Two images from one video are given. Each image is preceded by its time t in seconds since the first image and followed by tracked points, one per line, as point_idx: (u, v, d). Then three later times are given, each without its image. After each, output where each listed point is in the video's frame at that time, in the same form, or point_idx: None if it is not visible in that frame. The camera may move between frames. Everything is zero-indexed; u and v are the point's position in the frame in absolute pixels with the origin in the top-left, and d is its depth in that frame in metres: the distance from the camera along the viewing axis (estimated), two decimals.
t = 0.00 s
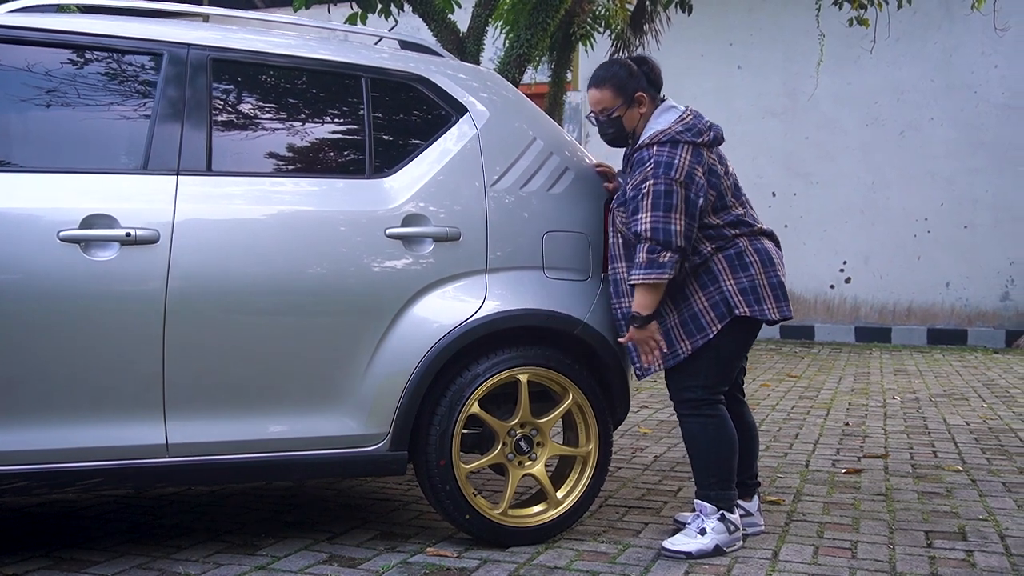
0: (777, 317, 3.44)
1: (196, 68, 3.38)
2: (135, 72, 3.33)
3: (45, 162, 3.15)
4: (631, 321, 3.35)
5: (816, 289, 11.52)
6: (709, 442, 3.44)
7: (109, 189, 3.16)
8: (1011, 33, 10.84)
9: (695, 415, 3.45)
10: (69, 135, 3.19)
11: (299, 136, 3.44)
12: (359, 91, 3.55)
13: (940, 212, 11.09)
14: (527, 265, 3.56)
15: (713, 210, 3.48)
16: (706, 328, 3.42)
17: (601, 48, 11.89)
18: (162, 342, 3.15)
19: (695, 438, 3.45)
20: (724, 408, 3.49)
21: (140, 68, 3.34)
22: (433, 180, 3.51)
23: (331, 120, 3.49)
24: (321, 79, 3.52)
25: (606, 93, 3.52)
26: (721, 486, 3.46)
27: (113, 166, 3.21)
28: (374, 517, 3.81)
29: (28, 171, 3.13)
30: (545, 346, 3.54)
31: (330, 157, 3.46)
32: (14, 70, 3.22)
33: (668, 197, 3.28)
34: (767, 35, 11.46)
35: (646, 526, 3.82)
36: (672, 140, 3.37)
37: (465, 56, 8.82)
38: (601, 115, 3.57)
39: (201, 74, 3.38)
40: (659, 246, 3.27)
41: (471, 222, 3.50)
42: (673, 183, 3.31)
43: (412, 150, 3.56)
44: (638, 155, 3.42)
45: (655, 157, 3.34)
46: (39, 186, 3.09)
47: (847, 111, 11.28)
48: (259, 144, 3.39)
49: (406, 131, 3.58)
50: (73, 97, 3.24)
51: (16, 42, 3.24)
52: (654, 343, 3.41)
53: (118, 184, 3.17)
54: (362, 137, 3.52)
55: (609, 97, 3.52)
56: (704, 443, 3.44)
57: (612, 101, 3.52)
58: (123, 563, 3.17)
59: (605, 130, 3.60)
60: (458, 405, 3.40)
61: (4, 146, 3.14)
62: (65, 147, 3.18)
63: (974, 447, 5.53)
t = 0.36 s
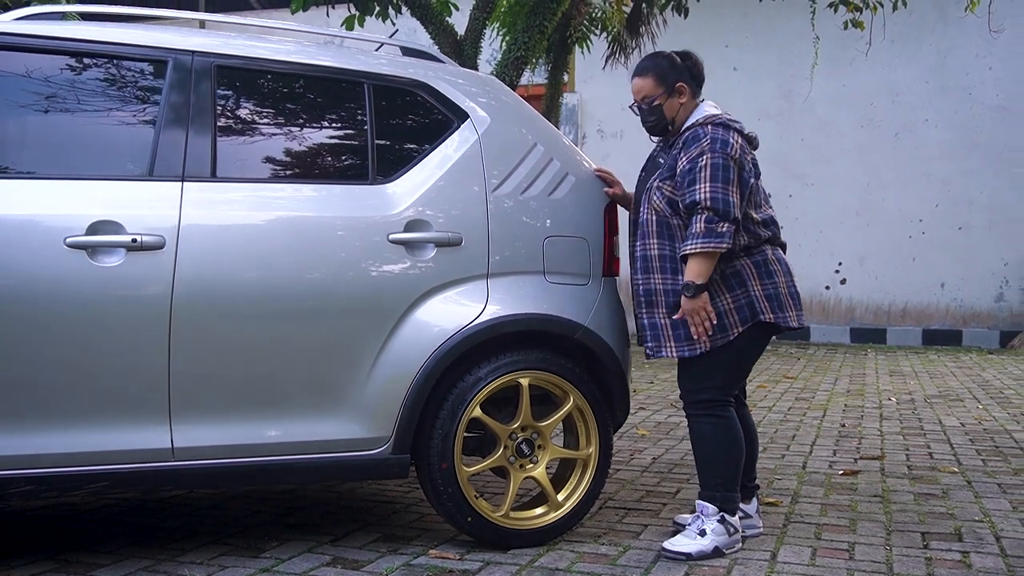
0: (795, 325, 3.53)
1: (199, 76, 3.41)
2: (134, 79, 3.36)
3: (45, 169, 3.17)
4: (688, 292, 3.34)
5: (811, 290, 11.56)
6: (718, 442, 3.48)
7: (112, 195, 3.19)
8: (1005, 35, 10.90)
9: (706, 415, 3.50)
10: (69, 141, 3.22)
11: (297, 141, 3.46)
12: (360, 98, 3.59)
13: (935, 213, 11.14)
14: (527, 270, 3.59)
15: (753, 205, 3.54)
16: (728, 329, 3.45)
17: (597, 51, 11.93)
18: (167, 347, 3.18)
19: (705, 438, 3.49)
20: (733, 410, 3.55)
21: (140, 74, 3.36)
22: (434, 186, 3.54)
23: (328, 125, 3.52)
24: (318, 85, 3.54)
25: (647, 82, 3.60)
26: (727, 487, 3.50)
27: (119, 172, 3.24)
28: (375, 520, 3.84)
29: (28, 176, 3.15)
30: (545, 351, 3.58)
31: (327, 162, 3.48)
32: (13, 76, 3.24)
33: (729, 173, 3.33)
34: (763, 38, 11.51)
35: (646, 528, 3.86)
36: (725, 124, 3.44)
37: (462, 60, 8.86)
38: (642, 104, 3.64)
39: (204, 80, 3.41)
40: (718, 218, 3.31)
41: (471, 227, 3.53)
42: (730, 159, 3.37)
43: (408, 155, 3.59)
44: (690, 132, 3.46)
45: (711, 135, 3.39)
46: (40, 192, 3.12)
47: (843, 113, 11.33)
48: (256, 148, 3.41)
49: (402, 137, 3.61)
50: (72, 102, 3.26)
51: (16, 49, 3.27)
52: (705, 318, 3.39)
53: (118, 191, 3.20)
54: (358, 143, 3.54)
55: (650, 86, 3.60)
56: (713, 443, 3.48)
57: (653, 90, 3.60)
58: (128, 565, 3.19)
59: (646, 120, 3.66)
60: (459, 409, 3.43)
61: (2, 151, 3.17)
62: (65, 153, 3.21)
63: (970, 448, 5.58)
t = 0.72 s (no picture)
0: (802, 333, 3.59)
1: (202, 83, 3.45)
2: (135, 85, 3.39)
3: (49, 175, 3.20)
4: (693, 287, 3.38)
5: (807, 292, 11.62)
6: (725, 445, 3.52)
7: (118, 202, 3.22)
8: (1000, 38, 10.98)
9: (714, 418, 3.53)
10: (71, 147, 3.25)
11: (295, 146, 3.49)
12: (364, 105, 3.63)
13: (931, 215, 11.20)
14: (529, 275, 3.63)
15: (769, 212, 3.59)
16: (740, 333, 3.48)
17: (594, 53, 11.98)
18: (174, 352, 3.21)
19: (712, 440, 3.52)
20: (740, 414, 3.58)
21: (140, 81, 3.39)
22: (437, 192, 3.58)
23: (327, 131, 3.55)
24: (316, 90, 3.57)
25: (680, 84, 3.59)
26: (732, 489, 3.54)
27: (128, 180, 3.28)
28: (377, 522, 3.88)
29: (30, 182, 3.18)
30: (546, 355, 3.62)
31: (326, 167, 3.51)
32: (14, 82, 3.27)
33: (750, 174, 3.39)
34: (759, 41, 11.56)
35: (646, 530, 3.90)
36: (748, 129, 3.50)
37: (461, 63, 8.91)
38: (672, 106, 3.62)
39: (207, 87, 3.45)
40: (735, 218, 3.35)
41: (474, 232, 3.57)
42: (752, 162, 3.42)
43: (405, 161, 3.62)
44: (714, 133, 3.51)
45: (736, 137, 3.45)
46: (44, 198, 3.15)
47: (839, 116, 11.39)
48: (254, 153, 3.44)
49: (399, 141, 3.64)
50: (73, 108, 3.29)
51: (18, 56, 3.30)
52: (704, 315, 3.40)
53: (121, 198, 3.23)
54: (357, 148, 3.57)
55: (683, 88, 3.59)
56: (720, 446, 3.52)
57: (685, 92, 3.59)
58: (136, 568, 3.23)
59: (672, 121, 3.64)
60: (463, 413, 3.47)
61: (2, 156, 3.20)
62: (69, 158, 3.24)
63: (965, 450, 5.62)
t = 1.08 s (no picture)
0: (802, 337, 3.65)
1: (205, 90, 3.49)
2: (136, 92, 3.42)
3: (58, 184, 3.25)
4: (699, 293, 3.43)
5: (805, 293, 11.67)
6: (728, 448, 3.57)
7: (124, 209, 3.26)
8: (996, 41, 11.04)
9: (717, 422, 3.58)
10: (75, 155, 3.29)
11: (295, 153, 3.54)
12: (368, 112, 3.67)
13: (928, 217, 11.26)
14: (531, 281, 3.68)
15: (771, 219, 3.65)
16: (742, 337, 3.52)
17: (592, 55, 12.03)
18: (184, 357, 3.25)
19: (715, 443, 3.58)
20: (741, 418, 3.64)
21: (142, 88, 3.43)
22: (439, 199, 3.62)
23: (327, 137, 3.59)
24: (318, 97, 3.62)
25: (688, 91, 3.62)
26: (733, 491, 3.60)
27: (136, 187, 3.32)
28: (380, 524, 3.93)
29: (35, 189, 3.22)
30: (548, 360, 3.67)
31: (326, 173, 3.56)
32: (16, 90, 3.30)
33: (755, 183, 3.44)
34: (757, 43, 11.62)
35: (646, 532, 3.95)
36: (753, 138, 3.56)
37: (461, 67, 8.98)
38: (679, 112, 3.66)
39: (211, 94, 3.49)
40: (740, 225, 3.41)
41: (475, 237, 3.61)
42: (757, 171, 3.48)
43: (401, 166, 3.66)
44: (719, 141, 3.56)
45: (741, 146, 3.50)
46: (50, 205, 3.19)
47: (836, 118, 11.45)
48: (254, 159, 3.48)
49: (398, 146, 3.68)
50: (74, 115, 3.32)
51: (21, 64, 3.33)
52: (711, 321, 3.46)
53: (127, 205, 3.26)
54: (357, 154, 3.62)
55: (690, 95, 3.62)
56: (723, 449, 3.57)
57: (692, 99, 3.63)
58: (144, 570, 3.28)
59: (679, 127, 3.68)
60: (466, 416, 3.52)
61: (3, 162, 3.24)
62: (78, 168, 3.28)
63: (962, 452, 5.68)
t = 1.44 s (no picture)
0: (802, 340, 3.70)
1: (211, 96, 3.53)
2: (140, 98, 3.46)
3: (67, 191, 3.29)
4: (700, 298, 3.48)
5: (804, 294, 11.72)
6: (728, 449, 3.62)
7: (134, 215, 3.30)
8: (995, 43, 11.11)
9: (717, 423, 3.63)
10: (79, 160, 3.33)
11: (296, 157, 3.58)
12: (373, 117, 3.72)
13: (927, 218, 11.31)
14: (534, 284, 3.73)
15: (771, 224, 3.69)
16: (741, 340, 3.57)
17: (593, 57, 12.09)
18: (194, 360, 3.30)
19: (715, 444, 3.62)
20: (741, 420, 3.68)
21: (145, 94, 3.47)
22: (443, 203, 3.67)
23: (330, 141, 3.64)
24: (322, 102, 3.66)
25: (692, 96, 3.68)
26: (733, 492, 3.65)
27: (147, 193, 3.37)
28: (385, 524, 3.97)
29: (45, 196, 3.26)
30: (551, 362, 3.72)
31: (328, 176, 3.60)
32: (20, 95, 3.33)
33: (756, 190, 3.49)
34: (757, 45, 11.68)
35: (648, 532, 4.00)
36: (755, 145, 3.61)
37: (462, 69, 9.05)
38: (682, 117, 3.71)
39: (215, 99, 3.54)
40: (741, 232, 3.46)
41: (479, 241, 3.66)
42: (758, 178, 3.53)
43: (401, 170, 3.71)
44: (721, 148, 3.61)
45: (743, 152, 3.55)
46: (57, 211, 3.23)
47: (836, 119, 11.50)
48: (256, 163, 3.53)
49: (401, 150, 3.73)
50: (79, 121, 3.36)
51: (25, 70, 3.36)
52: (710, 325, 3.51)
53: (133, 211, 3.31)
54: (357, 157, 3.66)
55: (694, 100, 3.67)
56: (723, 450, 3.62)
57: (695, 104, 3.68)
58: (153, 569, 3.32)
59: (682, 132, 3.72)
60: (471, 419, 3.56)
61: (3, 167, 3.27)
62: (85, 173, 3.32)
63: (960, 453, 5.74)
